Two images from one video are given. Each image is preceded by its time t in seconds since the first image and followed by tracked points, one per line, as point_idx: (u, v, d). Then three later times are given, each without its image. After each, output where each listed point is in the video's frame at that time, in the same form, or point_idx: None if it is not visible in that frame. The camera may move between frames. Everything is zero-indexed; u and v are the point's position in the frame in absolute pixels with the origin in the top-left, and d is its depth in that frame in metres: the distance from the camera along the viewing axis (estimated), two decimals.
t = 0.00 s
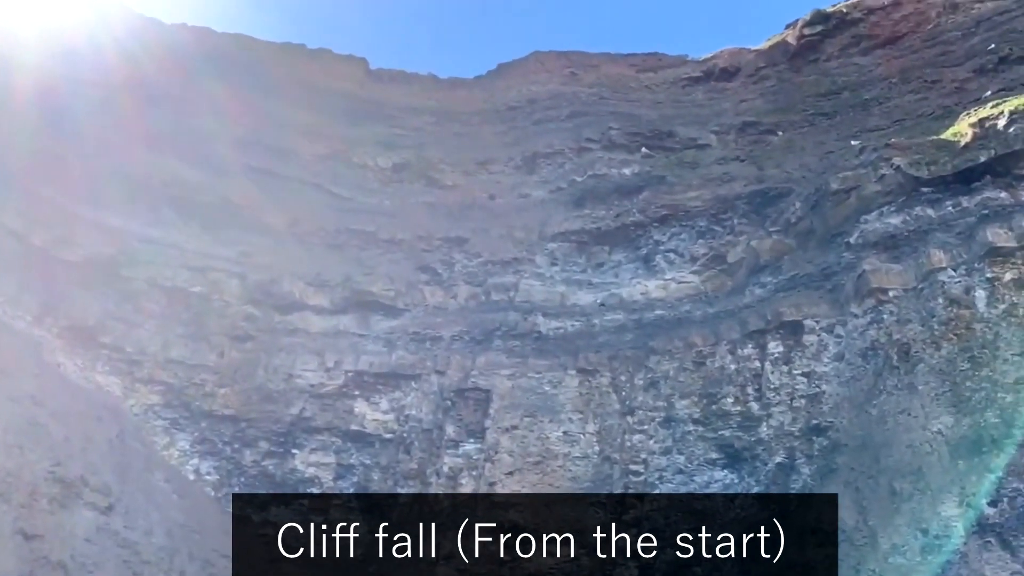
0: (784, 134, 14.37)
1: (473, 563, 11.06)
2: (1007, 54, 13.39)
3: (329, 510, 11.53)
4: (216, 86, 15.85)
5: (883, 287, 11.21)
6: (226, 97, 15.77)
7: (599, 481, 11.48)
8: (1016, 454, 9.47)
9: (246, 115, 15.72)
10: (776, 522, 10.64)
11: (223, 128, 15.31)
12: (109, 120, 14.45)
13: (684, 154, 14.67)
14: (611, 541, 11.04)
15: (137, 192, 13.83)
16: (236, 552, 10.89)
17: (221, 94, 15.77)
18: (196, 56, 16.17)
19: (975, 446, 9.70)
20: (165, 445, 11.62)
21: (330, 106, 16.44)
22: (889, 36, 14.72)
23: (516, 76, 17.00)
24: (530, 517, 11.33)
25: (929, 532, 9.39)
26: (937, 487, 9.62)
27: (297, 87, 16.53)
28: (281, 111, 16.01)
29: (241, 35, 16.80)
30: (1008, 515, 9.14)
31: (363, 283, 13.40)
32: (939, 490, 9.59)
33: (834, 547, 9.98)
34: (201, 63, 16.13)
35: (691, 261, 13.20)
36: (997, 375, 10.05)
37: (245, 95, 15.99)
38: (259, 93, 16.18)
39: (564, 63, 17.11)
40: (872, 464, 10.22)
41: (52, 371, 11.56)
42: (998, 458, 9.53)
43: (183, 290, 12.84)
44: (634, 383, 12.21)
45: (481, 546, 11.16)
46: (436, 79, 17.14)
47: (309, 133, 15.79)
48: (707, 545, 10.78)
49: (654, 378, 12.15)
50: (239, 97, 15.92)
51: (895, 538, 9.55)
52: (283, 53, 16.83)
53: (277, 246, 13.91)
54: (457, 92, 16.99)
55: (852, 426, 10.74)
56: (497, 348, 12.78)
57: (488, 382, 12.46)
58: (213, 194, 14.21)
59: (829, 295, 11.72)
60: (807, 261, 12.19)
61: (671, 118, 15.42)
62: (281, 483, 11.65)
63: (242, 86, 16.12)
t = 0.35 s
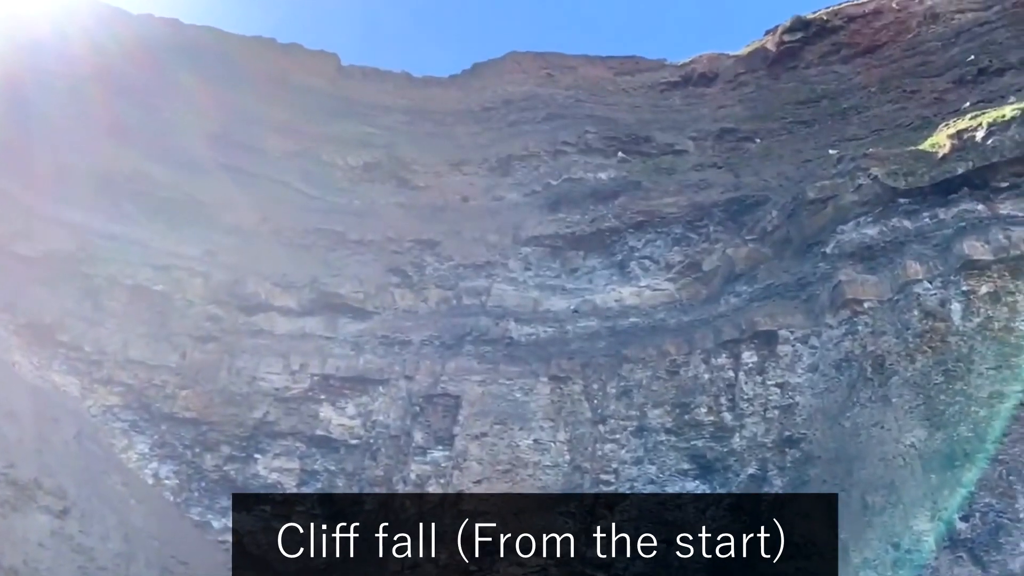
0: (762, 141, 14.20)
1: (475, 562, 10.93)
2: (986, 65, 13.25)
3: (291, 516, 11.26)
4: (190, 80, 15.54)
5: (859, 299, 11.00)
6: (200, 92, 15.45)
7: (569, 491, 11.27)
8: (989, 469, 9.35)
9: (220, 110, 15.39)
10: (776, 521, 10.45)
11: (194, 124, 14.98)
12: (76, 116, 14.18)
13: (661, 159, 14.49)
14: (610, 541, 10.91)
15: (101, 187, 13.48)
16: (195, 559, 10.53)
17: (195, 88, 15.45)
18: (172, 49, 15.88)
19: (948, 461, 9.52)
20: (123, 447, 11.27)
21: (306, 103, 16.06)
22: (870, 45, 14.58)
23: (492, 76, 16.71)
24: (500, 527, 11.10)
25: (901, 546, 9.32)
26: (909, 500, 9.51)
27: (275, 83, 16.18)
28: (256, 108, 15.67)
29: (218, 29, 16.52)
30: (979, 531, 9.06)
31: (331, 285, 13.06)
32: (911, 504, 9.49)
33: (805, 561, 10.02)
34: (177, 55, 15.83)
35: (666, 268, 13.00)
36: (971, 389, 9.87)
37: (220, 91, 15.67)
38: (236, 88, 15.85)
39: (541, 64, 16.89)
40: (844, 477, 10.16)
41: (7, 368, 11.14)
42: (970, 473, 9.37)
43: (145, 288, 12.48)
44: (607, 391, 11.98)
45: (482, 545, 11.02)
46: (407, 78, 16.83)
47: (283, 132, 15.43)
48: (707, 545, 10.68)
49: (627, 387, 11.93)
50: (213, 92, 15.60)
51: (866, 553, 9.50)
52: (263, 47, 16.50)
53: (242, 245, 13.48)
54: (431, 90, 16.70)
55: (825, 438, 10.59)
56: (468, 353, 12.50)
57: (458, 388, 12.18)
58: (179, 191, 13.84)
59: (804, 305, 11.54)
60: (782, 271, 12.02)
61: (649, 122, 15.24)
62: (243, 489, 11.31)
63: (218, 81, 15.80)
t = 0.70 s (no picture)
0: (750, 146, 13.99)
1: (463, 567, 10.69)
2: (977, 72, 13.08)
3: (265, 525, 10.94)
4: (172, 75, 15.24)
5: (845, 307, 10.80)
6: (182, 87, 15.14)
7: (550, 500, 11.04)
8: (976, 481, 9.12)
9: (201, 106, 15.07)
10: (776, 521, 10.17)
11: (173, 121, 14.67)
12: (50, 113, 13.90)
13: (647, 163, 14.27)
14: (611, 541, 10.69)
15: (74, 184, 13.16)
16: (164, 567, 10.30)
17: (176, 84, 15.14)
18: (154, 43, 15.57)
19: (934, 472, 9.30)
20: (92, 451, 10.96)
21: (289, 101, 15.72)
22: (859, 49, 14.40)
23: (475, 76, 16.43)
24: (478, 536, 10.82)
25: (886, 558, 9.09)
26: (894, 512, 9.29)
27: (258, 80, 15.85)
28: (238, 105, 15.35)
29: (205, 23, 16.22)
30: (965, 543, 8.83)
31: (308, 286, 12.75)
32: (896, 515, 9.26)
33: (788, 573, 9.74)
34: (159, 50, 15.52)
35: (651, 274, 12.76)
36: (958, 400, 9.63)
37: (202, 87, 15.35)
38: (218, 83, 15.52)
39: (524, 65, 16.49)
40: (829, 489, 9.92)
41: None
42: (957, 485, 9.15)
43: (117, 288, 12.15)
44: (589, 399, 11.72)
45: (481, 546, 10.80)
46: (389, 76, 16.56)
47: (264, 131, 15.11)
48: (707, 545, 10.51)
49: (609, 395, 11.67)
50: (195, 88, 15.28)
51: (850, 565, 9.29)
52: (248, 41, 16.15)
53: (218, 245, 13.17)
54: (413, 88, 16.42)
55: (810, 448, 10.39)
56: (448, 358, 12.22)
57: (437, 394, 11.91)
58: (154, 188, 13.51)
59: (790, 313, 11.31)
60: (768, 278, 11.79)
61: (635, 125, 15.02)
62: (215, 495, 11.00)
63: (200, 76, 15.48)
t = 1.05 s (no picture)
0: (730, 151, 13.78)
1: None
2: (959, 81, 12.90)
3: (229, 530, 10.55)
4: (144, 68, 14.85)
5: (823, 316, 10.57)
6: (152, 79, 14.76)
7: (521, 509, 10.79)
8: (952, 494, 8.93)
9: (171, 100, 14.70)
10: (776, 521, 9.83)
11: (141, 114, 14.28)
12: (15, 105, 13.53)
13: (626, 167, 14.04)
14: (611, 541, 10.44)
15: (37, 178, 12.77)
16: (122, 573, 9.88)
17: (146, 76, 14.76)
18: (127, 32, 15.18)
19: (911, 485, 9.11)
20: (50, 453, 10.59)
21: (260, 98, 15.39)
22: (841, 56, 14.25)
23: (451, 75, 16.20)
24: (446, 547, 10.58)
25: (861, 571, 8.85)
26: (870, 525, 9.06)
27: (231, 74, 15.49)
28: (209, 100, 14.99)
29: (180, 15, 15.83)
30: (940, 557, 8.64)
31: (277, 287, 12.44)
32: (872, 529, 9.03)
33: None
34: (131, 38, 15.11)
35: (629, 279, 12.53)
36: (935, 413, 9.42)
37: (173, 79, 14.98)
38: (189, 77, 15.15)
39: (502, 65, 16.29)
40: (805, 500, 9.70)
41: None
42: (932, 499, 8.95)
43: (77, 285, 11.74)
44: (564, 406, 11.46)
45: (481, 546, 10.59)
46: (363, 73, 16.29)
47: (233, 128, 14.75)
48: (707, 545, 10.13)
49: (584, 402, 11.40)
50: (167, 81, 14.92)
51: None
52: (224, 35, 15.82)
53: (182, 244, 12.80)
54: (388, 86, 16.18)
55: (785, 459, 10.18)
56: (419, 362, 11.95)
57: (407, 400, 11.62)
58: (117, 184, 13.13)
59: (768, 322, 11.05)
60: (747, 286, 11.55)
61: (614, 128, 14.80)
62: (176, 500, 10.67)
63: (171, 69, 15.11)
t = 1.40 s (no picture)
0: (711, 156, 13.58)
1: None
2: (944, 88, 12.71)
3: (193, 538, 10.30)
4: (115, 61, 14.46)
5: (803, 325, 10.32)
6: (122, 73, 14.37)
7: (494, 518, 10.57)
8: (931, 507, 8.75)
9: (141, 93, 14.33)
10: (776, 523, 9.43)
11: (111, 107, 13.90)
12: None
13: (606, 170, 13.83)
14: (610, 542, 10.26)
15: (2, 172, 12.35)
16: None
17: (117, 70, 14.37)
18: (98, 21, 14.72)
19: (890, 498, 8.90)
20: (9, 456, 10.21)
21: (232, 93, 15.07)
22: (825, 61, 14.09)
23: (430, 72, 16.02)
24: (417, 555, 10.34)
25: None
26: (849, 538, 8.83)
27: (203, 67, 15.14)
28: (180, 94, 14.64)
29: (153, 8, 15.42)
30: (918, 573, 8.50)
31: (246, 288, 12.16)
32: (850, 542, 8.80)
33: None
34: (101, 27, 14.67)
35: (607, 285, 12.31)
36: (915, 425, 9.19)
37: (144, 73, 14.61)
38: (160, 70, 14.79)
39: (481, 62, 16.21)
40: (782, 512, 9.43)
41: None
42: (911, 512, 8.77)
43: (40, 284, 11.38)
44: (539, 413, 11.18)
45: (483, 547, 10.42)
46: (340, 69, 16.01)
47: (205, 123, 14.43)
48: (707, 545, 9.86)
49: (560, 410, 11.12)
50: (138, 75, 14.53)
51: None
52: (195, 27, 15.46)
53: (150, 243, 12.47)
54: (363, 82, 15.89)
55: (763, 471, 9.89)
56: (392, 367, 11.66)
57: (380, 405, 11.30)
58: (85, 180, 12.76)
59: (747, 330, 10.81)
60: (727, 294, 11.31)
61: (594, 130, 14.60)
62: (139, 505, 10.35)
63: (142, 60, 14.72)
